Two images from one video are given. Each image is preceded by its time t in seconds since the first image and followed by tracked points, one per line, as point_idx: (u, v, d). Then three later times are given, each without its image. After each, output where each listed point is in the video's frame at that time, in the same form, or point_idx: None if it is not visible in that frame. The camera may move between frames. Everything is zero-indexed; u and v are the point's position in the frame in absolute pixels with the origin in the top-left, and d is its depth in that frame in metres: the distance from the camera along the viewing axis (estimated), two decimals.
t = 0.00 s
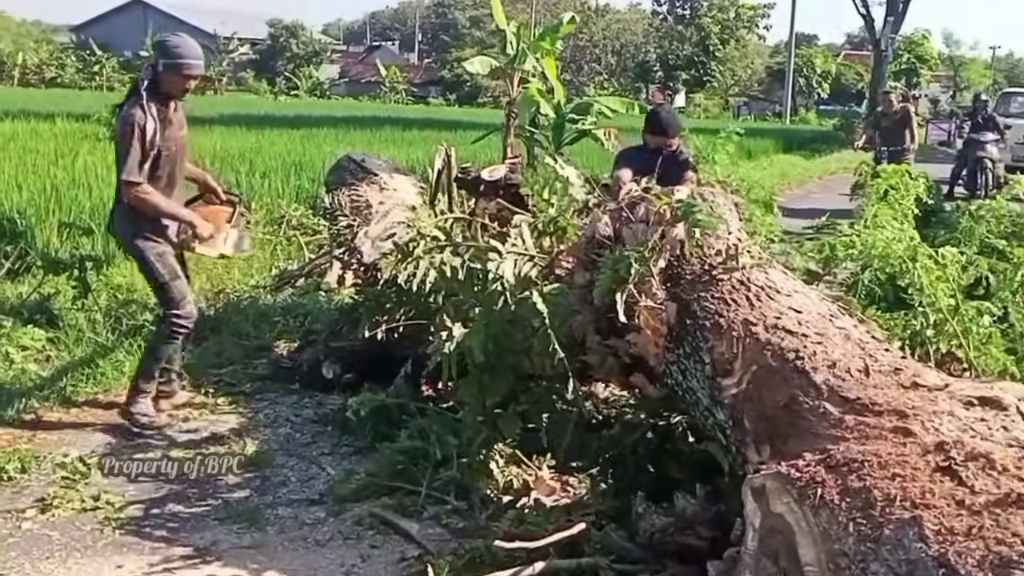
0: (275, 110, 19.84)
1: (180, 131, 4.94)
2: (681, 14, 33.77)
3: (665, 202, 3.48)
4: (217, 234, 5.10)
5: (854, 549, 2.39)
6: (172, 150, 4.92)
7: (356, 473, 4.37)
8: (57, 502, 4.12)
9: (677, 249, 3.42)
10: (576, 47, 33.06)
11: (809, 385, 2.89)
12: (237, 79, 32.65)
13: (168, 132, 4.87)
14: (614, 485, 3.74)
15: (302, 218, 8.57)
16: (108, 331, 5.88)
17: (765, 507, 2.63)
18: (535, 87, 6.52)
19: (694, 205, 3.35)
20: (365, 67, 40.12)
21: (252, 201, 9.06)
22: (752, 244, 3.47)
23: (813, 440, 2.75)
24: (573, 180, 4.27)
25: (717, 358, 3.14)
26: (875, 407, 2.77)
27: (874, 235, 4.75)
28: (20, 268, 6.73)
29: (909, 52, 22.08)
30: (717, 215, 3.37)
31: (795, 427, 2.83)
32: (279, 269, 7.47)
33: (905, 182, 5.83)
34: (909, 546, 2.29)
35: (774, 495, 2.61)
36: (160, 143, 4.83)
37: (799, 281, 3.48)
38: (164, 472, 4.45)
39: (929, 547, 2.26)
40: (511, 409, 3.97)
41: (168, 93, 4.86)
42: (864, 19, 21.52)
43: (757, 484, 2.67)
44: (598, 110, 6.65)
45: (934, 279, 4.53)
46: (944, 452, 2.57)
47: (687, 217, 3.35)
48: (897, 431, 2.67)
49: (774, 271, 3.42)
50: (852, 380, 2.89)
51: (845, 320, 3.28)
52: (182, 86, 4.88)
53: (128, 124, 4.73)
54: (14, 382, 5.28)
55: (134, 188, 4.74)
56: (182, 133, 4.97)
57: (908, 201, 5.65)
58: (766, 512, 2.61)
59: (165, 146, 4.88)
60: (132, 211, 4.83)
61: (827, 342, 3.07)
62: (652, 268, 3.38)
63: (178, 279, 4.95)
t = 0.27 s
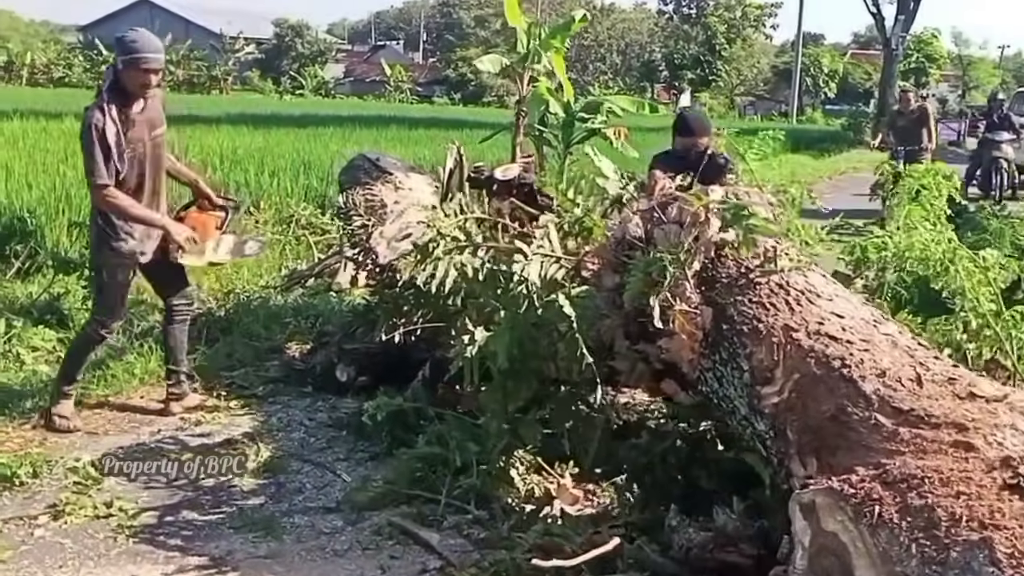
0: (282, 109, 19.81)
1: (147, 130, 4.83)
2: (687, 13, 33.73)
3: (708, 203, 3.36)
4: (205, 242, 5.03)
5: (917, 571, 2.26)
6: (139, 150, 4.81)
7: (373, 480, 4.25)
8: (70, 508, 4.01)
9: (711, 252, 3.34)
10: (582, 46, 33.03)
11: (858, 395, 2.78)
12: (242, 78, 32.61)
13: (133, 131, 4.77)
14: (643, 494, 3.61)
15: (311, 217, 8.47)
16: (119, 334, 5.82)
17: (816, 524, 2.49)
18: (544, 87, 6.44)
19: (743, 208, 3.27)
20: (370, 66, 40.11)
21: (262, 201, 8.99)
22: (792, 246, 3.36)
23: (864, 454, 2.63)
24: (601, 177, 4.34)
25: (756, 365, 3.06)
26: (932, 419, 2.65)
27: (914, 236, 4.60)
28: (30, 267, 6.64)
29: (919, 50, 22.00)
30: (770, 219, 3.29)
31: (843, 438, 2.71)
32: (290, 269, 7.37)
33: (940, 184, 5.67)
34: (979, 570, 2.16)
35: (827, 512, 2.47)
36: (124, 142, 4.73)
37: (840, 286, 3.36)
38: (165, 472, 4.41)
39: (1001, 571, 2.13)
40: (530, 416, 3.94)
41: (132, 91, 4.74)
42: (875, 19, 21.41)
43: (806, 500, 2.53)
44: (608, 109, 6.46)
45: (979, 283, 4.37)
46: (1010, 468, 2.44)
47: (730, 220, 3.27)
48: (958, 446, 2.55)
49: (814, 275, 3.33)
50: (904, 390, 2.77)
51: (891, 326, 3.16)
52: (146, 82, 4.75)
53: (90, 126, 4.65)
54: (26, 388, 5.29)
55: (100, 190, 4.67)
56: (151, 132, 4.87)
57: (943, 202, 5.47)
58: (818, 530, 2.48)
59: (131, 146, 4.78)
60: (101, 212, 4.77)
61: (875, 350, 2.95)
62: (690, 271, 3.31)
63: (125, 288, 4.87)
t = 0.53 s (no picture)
0: (288, 109, 19.77)
1: (92, 133, 4.72)
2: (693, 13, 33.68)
3: (753, 204, 3.26)
4: (171, 249, 4.83)
5: None
6: (84, 152, 4.70)
7: (391, 487, 4.15)
8: (82, 516, 3.90)
9: (750, 256, 3.28)
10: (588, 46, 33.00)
11: (914, 408, 2.75)
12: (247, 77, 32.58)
13: (80, 135, 4.68)
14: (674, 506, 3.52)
15: (321, 217, 8.83)
16: (130, 336, 5.76)
17: (872, 545, 2.47)
18: (555, 86, 6.27)
19: (792, 211, 3.22)
20: (375, 66, 40.09)
21: (272, 202, 8.95)
22: (838, 250, 3.24)
23: (923, 472, 2.62)
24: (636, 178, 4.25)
25: (801, 375, 3.00)
26: (994, 436, 2.64)
27: (955, 241, 4.67)
28: (40, 268, 6.93)
29: (928, 51, 21.99)
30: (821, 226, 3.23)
31: (899, 451, 2.70)
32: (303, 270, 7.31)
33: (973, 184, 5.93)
34: None
35: (886, 533, 2.45)
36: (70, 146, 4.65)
37: (883, 290, 3.30)
38: (165, 472, 4.37)
39: None
40: (554, 423, 3.81)
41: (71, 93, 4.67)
42: (885, 19, 21.36)
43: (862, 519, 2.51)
44: (620, 109, 6.23)
45: None
46: None
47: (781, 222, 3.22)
48: None
49: (858, 279, 3.25)
50: (962, 403, 2.74)
51: (940, 333, 3.10)
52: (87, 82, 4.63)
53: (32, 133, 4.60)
54: (36, 393, 5.24)
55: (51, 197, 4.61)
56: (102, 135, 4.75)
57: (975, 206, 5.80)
58: (874, 550, 2.45)
59: (77, 149, 4.68)
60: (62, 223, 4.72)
61: (927, 359, 2.91)
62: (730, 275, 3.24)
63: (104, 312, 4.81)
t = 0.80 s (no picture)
0: (296, 109, 19.72)
1: (67, 131, 4.59)
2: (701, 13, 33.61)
3: (788, 206, 3.13)
4: (157, 249, 4.71)
5: None
6: (60, 152, 4.57)
7: (409, 495, 4.06)
8: (94, 524, 3.82)
9: (784, 260, 3.18)
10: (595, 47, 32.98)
11: (962, 419, 2.71)
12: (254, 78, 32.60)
13: (56, 134, 4.56)
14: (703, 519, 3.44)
15: (332, 219, 8.81)
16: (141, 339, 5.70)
17: (923, 563, 2.46)
18: (566, 87, 6.26)
19: (829, 214, 3.07)
20: (381, 67, 40.07)
21: (283, 203, 8.91)
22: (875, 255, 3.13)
23: (974, 486, 2.62)
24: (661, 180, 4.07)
25: (840, 384, 2.93)
26: None
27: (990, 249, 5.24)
28: (48, 269, 6.89)
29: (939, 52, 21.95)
30: (864, 231, 3.07)
31: (949, 463, 2.68)
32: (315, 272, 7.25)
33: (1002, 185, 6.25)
34: None
35: (938, 551, 2.44)
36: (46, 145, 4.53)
37: (921, 293, 3.21)
38: (164, 472, 4.35)
39: None
40: (575, 430, 3.75)
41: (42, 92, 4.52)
42: (896, 19, 21.31)
43: (912, 535, 2.49)
44: (631, 109, 6.12)
45: None
46: None
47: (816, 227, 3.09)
48: None
49: (897, 282, 3.16)
50: (1013, 414, 2.72)
51: (983, 338, 3.04)
52: (60, 79, 4.51)
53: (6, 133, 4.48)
54: (46, 397, 5.17)
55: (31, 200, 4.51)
56: (80, 134, 4.63)
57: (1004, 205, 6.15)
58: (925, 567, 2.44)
59: (53, 149, 4.56)
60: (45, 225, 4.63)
61: (974, 367, 2.85)
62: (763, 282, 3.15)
63: (101, 306, 4.73)
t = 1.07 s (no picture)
0: (308, 110, 19.71)
1: (57, 132, 4.38)
2: (712, 13, 33.48)
3: (826, 206, 2.98)
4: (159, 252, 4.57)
5: None
6: (53, 154, 4.38)
7: (429, 507, 3.94)
8: (107, 536, 3.72)
9: (821, 264, 3.02)
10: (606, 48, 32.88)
11: (1018, 433, 2.62)
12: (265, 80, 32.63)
13: (47, 136, 4.34)
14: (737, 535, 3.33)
15: (345, 220, 8.74)
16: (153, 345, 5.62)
17: None
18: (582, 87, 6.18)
19: (872, 213, 2.91)
20: (392, 68, 40.08)
21: (296, 205, 8.83)
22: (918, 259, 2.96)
23: None
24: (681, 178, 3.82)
25: (883, 397, 2.79)
26: None
27: None
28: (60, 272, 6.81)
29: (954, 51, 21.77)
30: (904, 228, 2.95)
31: (1004, 481, 2.62)
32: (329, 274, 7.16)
33: None
34: None
35: None
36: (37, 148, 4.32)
37: (963, 298, 3.06)
38: (164, 472, 4.38)
39: None
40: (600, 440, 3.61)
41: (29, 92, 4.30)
42: (911, 19, 21.15)
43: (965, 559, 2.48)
44: (646, 109, 6.08)
45: None
46: None
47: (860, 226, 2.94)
48: None
49: (938, 288, 3.01)
50: None
51: None
52: (50, 79, 4.29)
53: None
54: (57, 402, 5.08)
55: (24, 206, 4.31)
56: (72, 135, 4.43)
57: None
58: None
59: (45, 151, 4.35)
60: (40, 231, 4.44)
61: None
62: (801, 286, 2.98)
63: (107, 302, 4.58)
